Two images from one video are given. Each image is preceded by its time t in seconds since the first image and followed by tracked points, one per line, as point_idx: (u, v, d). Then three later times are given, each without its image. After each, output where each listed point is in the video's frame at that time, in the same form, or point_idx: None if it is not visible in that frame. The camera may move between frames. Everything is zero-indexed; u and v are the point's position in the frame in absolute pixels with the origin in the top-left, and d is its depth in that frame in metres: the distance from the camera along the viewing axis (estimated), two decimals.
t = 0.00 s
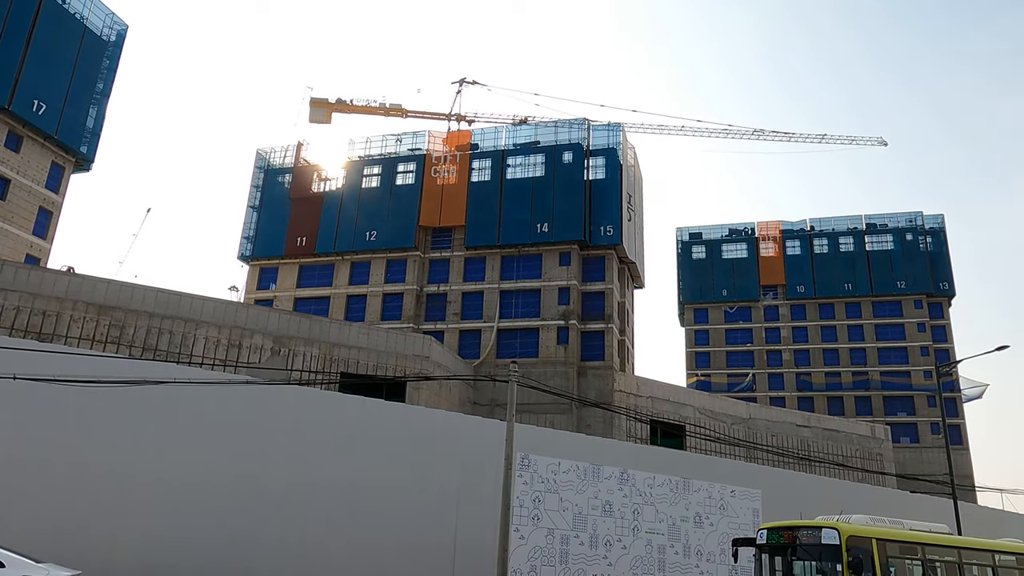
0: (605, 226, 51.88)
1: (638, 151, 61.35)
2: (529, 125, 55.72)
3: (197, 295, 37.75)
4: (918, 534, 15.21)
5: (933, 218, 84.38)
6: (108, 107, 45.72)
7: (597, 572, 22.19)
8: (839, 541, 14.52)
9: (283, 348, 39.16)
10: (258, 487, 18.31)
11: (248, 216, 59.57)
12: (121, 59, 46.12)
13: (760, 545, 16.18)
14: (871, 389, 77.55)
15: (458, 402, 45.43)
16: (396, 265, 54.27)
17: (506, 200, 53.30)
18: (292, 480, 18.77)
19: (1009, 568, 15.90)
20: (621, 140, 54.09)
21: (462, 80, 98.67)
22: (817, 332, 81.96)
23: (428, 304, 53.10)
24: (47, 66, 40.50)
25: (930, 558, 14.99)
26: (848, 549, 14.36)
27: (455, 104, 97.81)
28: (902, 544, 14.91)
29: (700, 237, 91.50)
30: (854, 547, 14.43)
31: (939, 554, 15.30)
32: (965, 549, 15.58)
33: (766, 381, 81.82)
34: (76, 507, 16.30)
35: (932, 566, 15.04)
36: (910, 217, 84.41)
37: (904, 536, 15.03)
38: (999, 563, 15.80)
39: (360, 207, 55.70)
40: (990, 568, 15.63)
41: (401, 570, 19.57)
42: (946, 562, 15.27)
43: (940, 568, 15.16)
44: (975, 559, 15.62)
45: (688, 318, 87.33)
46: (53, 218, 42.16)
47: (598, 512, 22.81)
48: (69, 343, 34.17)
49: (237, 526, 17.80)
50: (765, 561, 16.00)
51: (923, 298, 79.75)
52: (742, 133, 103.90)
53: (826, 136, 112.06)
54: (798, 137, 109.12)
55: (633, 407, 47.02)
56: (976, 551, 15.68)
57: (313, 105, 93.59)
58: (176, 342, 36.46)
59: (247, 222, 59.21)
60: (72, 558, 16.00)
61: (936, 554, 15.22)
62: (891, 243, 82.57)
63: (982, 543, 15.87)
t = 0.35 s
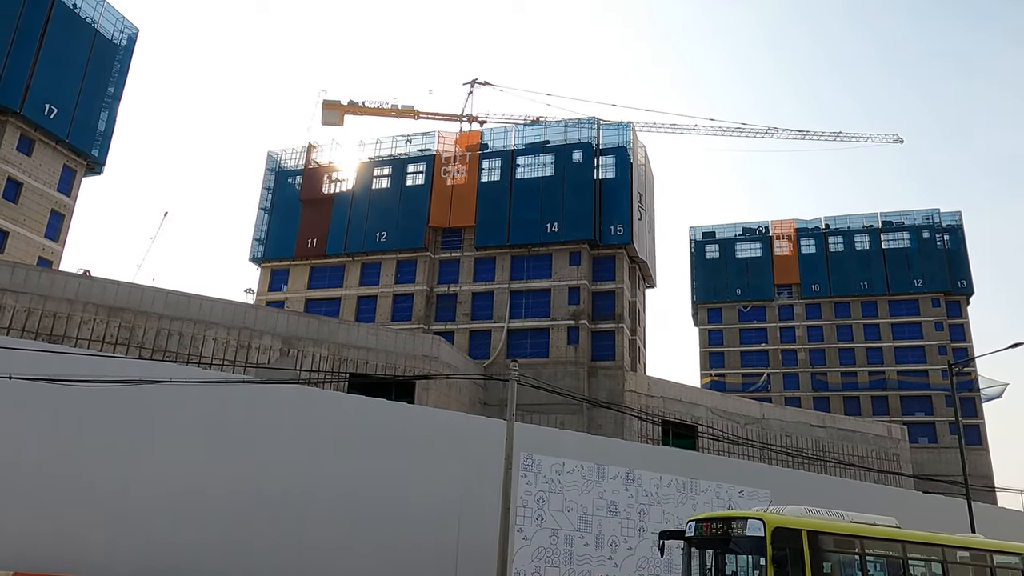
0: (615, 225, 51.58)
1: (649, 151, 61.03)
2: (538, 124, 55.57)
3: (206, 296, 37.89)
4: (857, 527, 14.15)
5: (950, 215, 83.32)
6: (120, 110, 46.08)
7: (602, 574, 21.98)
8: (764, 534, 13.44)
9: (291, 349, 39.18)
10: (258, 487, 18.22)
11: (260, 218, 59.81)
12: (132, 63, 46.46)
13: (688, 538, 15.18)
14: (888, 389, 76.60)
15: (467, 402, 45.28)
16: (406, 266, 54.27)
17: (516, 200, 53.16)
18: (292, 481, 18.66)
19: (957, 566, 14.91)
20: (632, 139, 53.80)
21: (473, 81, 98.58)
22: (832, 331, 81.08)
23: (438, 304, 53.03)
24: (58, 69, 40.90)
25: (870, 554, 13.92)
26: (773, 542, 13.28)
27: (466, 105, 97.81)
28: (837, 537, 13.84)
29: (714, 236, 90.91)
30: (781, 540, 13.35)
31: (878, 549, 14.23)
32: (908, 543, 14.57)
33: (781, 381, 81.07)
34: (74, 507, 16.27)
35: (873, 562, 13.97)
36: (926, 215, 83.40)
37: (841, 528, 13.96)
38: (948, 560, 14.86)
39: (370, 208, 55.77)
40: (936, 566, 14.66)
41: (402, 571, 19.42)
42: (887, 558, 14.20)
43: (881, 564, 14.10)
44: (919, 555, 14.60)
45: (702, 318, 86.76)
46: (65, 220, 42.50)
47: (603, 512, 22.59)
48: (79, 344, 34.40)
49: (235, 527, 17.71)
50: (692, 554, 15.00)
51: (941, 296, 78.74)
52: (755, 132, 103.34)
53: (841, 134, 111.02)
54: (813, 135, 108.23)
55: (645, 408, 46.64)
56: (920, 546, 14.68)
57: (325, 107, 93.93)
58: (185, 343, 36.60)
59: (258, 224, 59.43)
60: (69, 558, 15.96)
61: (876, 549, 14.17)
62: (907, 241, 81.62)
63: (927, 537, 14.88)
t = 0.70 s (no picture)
0: (625, 226, 51.30)
1: (659, 151, 60.70)
2: (548, 125, 55.45)
3: (215, 299, 38.08)
4: (777, 516, 13.59)
5: (967, 213, 82.23)
6: (131, 115, 46.48)
7: None
8: (668, 523, 12.58)
9: (300, 351, 39.19)
10: (258, 488, 18.18)
11: (271, 221, 60.08)
12: (143, 68, 46.83)
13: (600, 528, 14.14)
14: (905, 390, 75.61)
15: (477, 404, 45.15)
16: (416, 268, 54.27)
17: (525, 201, 53.04)
18: (292, 481, 18.60)
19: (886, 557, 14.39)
20: (641, 139, 53.55)
21: (484, 83, 98.54)
22: (848, 332, 80.20)
23: (448, 306, 52.99)
24: (70, 75, 41.30)
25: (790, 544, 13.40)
26: (678, 531, 12.48)
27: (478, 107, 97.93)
28: (752, 526, 13.20)
29: (727, 237, 90.33)
30: (686, 529, 12.56)
31: (800, 538, 13.63)
32: (836, 533, 14.04)
33: (796, 382, 80.29)
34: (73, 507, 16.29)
35: (794, 553, 13.42)
36: (943, 213, 82.37)
37: (759, 518, 13.36)
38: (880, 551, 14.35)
39: (380, 211, 55.84)
40: (865, 558, 14.13)
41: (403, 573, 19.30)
42: (808, 550, 13.62)
43: (802, 554, 13.52)
44: (845, 547, 14.01)
45: (715, 319, 86.20)
46: (77, 225, 42.83)
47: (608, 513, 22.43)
48: (90, 347, 34.60)
49: (234, 527, 17.68)
50: (604, 545, 13.85)
51: (958, 296, 77.69)
52: (769, 132, 102.82)
53: (856, 133, 110.11)
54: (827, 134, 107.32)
55: (656, 409, 46.27)
56: (847, 536, 14.12)
57: (337, 111, 94.38)
58: (194, 346, 36.76)
59: (270, 227, 59.69)
60: (68, 559, 15.96)
61: (795, 540, 13.57)
62: (923, 240, 80.66)
63: (854, 526, 14.33)
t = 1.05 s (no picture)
0: (633, 227, 51.02)
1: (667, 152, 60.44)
2: (555, 127, 55.33)
3: (222, 302, 38.22)
4: (679, 505, 13.35)
5: (982, 213, 81.33)
6: (139, 119, 46.79)
7: None
8: (551, 508, 12.13)
9: (306, 353, 39.11)
10: (256, 488, 18.09)
11: (279, 224, 60.27)
12: (151, 72, 47.15)
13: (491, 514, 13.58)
14: (919, 392, 74.73)
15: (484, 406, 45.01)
16: (424, 271, 54.23)
17: (532, 203, 52.94)
18: (288, 482, 18.49)
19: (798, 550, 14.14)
20: (649, 140, 53.31)
21: (493, 85, 98.54)
22: (861, 333, 79.42)
23: (455, 308, 52.93)
24: (78, 80, 41.60)
25: (686, 533, 13.09)
26: (561, 517, 12.15)
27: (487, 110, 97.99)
28: (648, 514, 12.93)
29: (738, 238, 89.87)
30: (569, 515, 12.22)
31: (701, 528, 13.38)
32: (742, 523, 13.82)
33: (808, 384, 79.55)
34: (69, 506, 16.24)
35: (690, 543, 13.11)
36: (957, 213, 81.54)
37: (657, 506, 13.08)
38: (794, 542, 14.15)
39: (387, 213, 55.88)
40: (775, 550, 13.90)
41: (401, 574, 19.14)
42: (710, 541, 13.34)
43: (703, 545, 13.24)
44: (751, 538, 13.74)
45: (726, 321, 85.72)
46: (86, 228, 43.09)
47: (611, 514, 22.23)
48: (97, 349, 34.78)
49: (232, 528, 17.61)
50: (492, 532, 13.29)
51: (973, 296, 76.79)
52: (780, 133, 102.44)
53: (869, 133, 109.23)
54: (840, 135, 106.58)
55: (664, 411, 45.92)
56: (757, 526, 13.91)
57: (347, 115, 94.74)
58: (200, 348, 36.90)
59: (278, 230, 59.87)
60: (63, 559, 15.91)
61: (697, 529, 13.33)
62: (937, 240, 79.84)
63: (761, 516, 14.10)
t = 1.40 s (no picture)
0: (637, 228, 50.74)
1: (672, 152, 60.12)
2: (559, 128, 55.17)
3: (224, 304, 38.21)
4: (557, 493, 12.77)
5: (992, 212, 80.50)
6: (143, 123, 46.97)
7: None
8: (404, 494, 11.53)
9: (308, 356, 38.96)
10: (248, 490, 17.94)
11: (284, 226, 60.34)
12: (155, 76, 47.31)
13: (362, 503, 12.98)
14: (929, 394, 73.94)
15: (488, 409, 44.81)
16: (428, 273, 54.13)
17: (536, 204, 52.75)
18: (281, 485, 18.34)
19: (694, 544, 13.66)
20: (653, 140, 53.00)
21: (499, 87, 98.44)
22: (869, 334, 78.76)
23: (459, 310, 52.79)
24: (81, 83, 41.73)
25: (563, 522, 12.52)
26: (415, 503, 11.50)
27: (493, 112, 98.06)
28: (518, 500, 12.33)
29: (745, 238, 89.39)
30: (425, 501, 11.58)
31: (581, 518, 12.79)
32: (630, 513, 13.29)
33: (816, 385, 78.91)
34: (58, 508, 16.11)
35: (568, 533, 12.53)
36: (967, 212, 80.77)
37: (531, 494, 12.50)
38: (689, 534, 13.71)
39: (391, 215, 55.83)
40: (666, 542, 13.41)
41: None
42: (591, 532, 12.77)
43: (584, 535, 12.66)
44: (637, 530, 13.19)
45: (734, 322, 85.27)
46: (89, 231, 43.25)
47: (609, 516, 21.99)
48: (99, 353, 35.00)
49: (223, 530, 17.47)
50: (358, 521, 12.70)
51: (983, 296, 75.97)
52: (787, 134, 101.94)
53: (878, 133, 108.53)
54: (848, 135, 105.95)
55: (669, 413, 45.55)
56: (646, 517, 13.39)
57: (353, 117, 94.84)
58: (202, 350, 36.87)
59: (283, 233, 59.92)
60: (51, 561, 15.80)
61: (575, 519, 12.73)
62: (946, 240, 79.11)
63: (649, 505, 13.57)
